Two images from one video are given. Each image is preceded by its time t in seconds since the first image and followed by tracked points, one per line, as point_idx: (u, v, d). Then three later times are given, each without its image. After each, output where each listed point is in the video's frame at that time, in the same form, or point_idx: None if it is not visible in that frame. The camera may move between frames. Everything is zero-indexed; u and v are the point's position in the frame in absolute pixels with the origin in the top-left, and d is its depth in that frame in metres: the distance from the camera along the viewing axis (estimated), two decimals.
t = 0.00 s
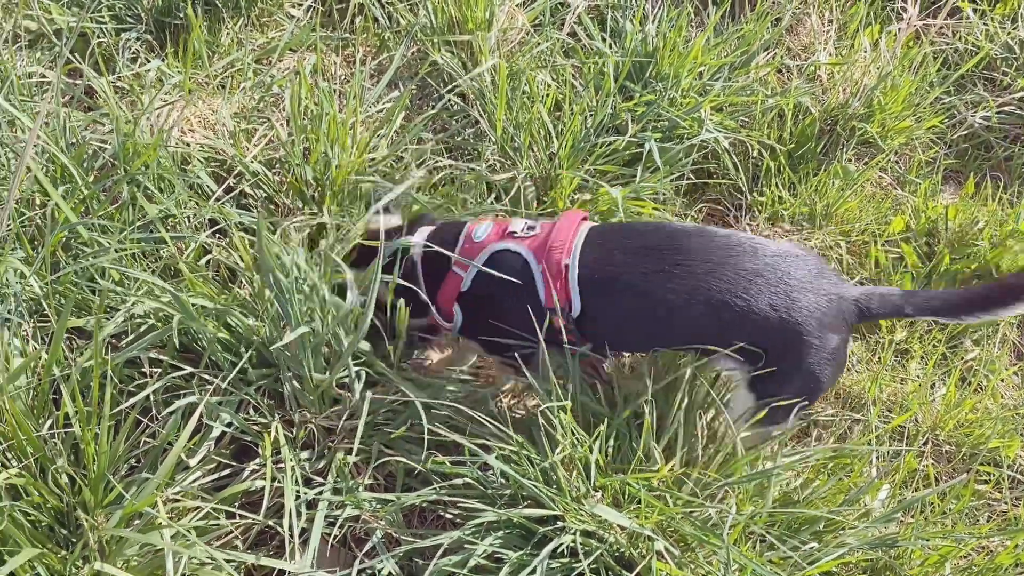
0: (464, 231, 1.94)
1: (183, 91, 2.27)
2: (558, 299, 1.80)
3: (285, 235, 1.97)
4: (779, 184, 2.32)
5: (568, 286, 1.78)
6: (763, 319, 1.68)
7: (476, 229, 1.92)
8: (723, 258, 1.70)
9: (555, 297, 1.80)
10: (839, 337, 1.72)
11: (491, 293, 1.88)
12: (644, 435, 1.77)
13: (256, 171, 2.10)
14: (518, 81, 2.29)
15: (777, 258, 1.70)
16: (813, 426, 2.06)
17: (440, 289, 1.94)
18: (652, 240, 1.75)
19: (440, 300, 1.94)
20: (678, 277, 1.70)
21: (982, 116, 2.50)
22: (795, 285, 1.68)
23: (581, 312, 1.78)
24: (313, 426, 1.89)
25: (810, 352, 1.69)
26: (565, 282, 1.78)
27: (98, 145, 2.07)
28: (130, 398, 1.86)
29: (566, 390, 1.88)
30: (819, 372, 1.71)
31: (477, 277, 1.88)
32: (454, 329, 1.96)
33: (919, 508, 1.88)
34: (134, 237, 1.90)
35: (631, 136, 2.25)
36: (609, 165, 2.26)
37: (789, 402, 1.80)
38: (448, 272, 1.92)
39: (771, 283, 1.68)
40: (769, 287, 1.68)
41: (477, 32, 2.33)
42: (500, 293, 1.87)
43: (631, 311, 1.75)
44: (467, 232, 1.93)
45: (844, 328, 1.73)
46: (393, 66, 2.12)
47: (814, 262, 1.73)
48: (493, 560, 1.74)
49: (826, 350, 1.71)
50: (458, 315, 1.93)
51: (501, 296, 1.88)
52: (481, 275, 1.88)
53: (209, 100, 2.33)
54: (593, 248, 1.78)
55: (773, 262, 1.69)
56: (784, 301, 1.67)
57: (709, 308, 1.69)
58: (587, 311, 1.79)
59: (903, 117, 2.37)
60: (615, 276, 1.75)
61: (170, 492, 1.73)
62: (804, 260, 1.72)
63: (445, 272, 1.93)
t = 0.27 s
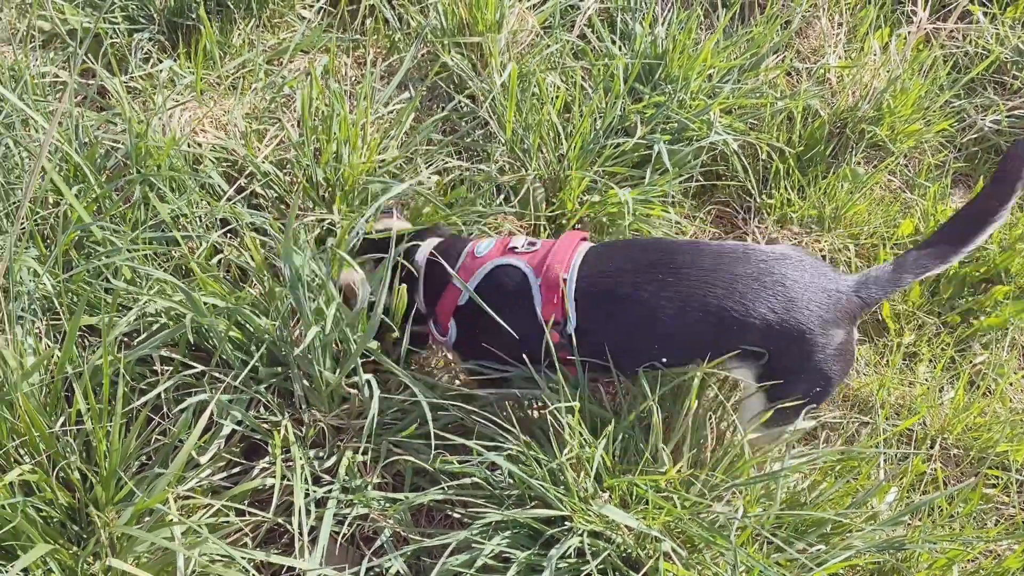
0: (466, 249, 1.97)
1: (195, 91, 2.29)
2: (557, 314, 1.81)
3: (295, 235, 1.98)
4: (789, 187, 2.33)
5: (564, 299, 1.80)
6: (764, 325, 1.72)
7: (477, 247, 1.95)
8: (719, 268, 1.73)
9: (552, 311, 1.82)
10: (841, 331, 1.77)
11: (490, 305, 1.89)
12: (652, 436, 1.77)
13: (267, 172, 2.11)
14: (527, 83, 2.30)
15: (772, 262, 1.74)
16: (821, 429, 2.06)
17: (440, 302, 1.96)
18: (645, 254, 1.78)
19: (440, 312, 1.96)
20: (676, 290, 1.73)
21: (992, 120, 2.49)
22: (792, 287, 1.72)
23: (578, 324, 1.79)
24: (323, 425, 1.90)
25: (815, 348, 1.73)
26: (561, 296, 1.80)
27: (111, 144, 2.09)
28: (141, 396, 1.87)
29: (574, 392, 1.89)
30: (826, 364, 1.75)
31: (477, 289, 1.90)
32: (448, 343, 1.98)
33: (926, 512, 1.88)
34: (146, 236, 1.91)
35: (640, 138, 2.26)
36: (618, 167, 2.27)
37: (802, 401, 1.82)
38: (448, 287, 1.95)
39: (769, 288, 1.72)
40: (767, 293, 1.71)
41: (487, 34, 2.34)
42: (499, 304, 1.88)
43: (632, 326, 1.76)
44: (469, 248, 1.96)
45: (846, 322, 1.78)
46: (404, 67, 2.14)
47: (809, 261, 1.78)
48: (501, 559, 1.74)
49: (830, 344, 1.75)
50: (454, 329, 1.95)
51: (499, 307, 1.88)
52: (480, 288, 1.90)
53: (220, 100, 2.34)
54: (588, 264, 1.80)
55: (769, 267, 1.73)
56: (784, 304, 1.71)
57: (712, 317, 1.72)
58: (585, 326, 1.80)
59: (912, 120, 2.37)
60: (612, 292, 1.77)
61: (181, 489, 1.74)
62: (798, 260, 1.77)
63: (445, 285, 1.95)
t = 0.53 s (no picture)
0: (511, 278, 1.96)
1: (204, 92, 2.29)
2: (614, 308, 1.73)
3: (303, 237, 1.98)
4: (797, 189, 2.31)
5: (618, 296, 1.72)
6: (798, 301, 1.55)
7: (522, 275, 1.95)
8: (756, 235, 1.57)
9: (610, 309, 1.74)
10: (871, 318, 1.61)
11: (554, 321, 1.84)
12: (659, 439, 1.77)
13: (275, 173, 2.12)
14: (535, 84, 2.30)
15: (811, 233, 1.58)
16: (828, 432, 2.05)
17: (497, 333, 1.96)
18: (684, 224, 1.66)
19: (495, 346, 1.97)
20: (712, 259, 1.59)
21: (1001, 123, 2.48)
22: (831, 263, 1.57)
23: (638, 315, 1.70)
24: (329, 426, 1.91)
25: (845, 331, 1.57)
26: (613, 290, 1.73)
27: (120, 145, 2.09)
28: (149, 396, 1.88)
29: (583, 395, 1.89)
30: (854, 352, 1.59)
31: (532, 312, 1.87)
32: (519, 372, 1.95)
33: (934, 516, 1.87)
34: (154, 237, 1.92)
35: (647, 140, 2.26)
36: (625, 169, 2.27)
37: (827, 390, 1.68)
38: (503, 316, 1.93)
39: (806, 258, 1.56)
40: (806, 263, 1.55)
41: (495, 36, 2.34)
42: (560, 319, 1.84)
43: (664, 303, 1.65)
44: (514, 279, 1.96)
45: (876, 315, 1.62)
46: (412, 69, 2.14)
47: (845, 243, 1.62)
48: (506, 561, 1.74)
49: (859, 331, 1.59)
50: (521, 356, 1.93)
51: (562, 325, 1.84)
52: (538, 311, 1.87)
53: (228, 101, 2.35)
54: (627, 250, 1.72)
55: (808, 237, 1.57)
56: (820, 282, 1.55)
57: (747, 289, 1.55)
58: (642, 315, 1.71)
59: (921, 124, 2.36)
60: (648, 268, 1.67)
61: (188, 489, 1.74)
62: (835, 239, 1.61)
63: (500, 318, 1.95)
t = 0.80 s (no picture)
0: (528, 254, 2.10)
1: (211, 92, 2.30)
2: (635, 276, 1.91)
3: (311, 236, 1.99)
4: (803, 190, 2.28)
5: (641, 264, 1.90)
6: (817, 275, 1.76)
7: (540, 248, 2.09)
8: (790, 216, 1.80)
9: (633, 276, 1.92)
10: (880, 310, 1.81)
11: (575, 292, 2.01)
12: (665, 439, 1.77)
13: (282, 172, 2.12)
14: (542, 84, 2.30)
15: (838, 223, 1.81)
16: (835, 433, 2.05)
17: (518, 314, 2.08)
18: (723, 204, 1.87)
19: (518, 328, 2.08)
20: (746, 233, 1.81)
21: (1010, 124, 2.47)
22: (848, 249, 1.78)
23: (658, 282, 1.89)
24: (336, 425, 1.91)
25: (856, 312, 1.76)
26: (636, 259, 1.91)
27: (128, 144, 2.10)
28: (157, 394, 1.88)
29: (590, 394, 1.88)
30: (863, 334, 1.77)
31: (554, 284, 2.02)
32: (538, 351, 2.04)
33: (941, 517, 1.87)
34: (162, 236, 1.92)
35: (654, 140, 2.26)
36: (632, 170, 2.28)
37: (834, 377, 1.82)
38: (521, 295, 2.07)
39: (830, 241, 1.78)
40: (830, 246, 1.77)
41: (502, 35, 2.34)
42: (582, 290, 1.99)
43: (696, 272, 1.86)
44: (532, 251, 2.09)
45: (888, 304, 1.82)
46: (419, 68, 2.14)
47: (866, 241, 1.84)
48: (513, 561, 1.74)
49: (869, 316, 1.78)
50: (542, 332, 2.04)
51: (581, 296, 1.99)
52: (559, 282, 2.02)
53: (236, 101, 2.35)
54: (658, 224, 1.92)
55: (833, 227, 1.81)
56: (838, 260, 1.76)
57: (774, 259, 1.77)
58: (665, 283, 1.90)
59: (929, 124, 2.35)
60: (683, 241, 1.87)
61: (195, 488, 1.75)
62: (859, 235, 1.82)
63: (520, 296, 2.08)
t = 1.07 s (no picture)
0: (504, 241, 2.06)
1: (214, 91, 2.29)
2: (593, 242, 1.86)
3: (313, 235, 1.99)
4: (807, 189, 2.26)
5: (596, 228, 1.84)
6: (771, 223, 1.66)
7: (513, 234, 2.05)
8: (737, 159, 1.69)
9: (591, 242, 1.86)
10: (842, 251, 1.69)
11: (542, 266, 1.96)
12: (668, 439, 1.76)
13: (285, 171, 2.12)
14: (544, 84, 2.30)
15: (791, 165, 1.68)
16: (838, 433, 2.04)
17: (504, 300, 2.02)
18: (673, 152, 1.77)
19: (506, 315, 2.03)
20: (690, 181, 1.71)
21: (1014, 123, 2.47)
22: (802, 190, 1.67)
23: (616, 245, 1.83)
24: (338, 424, 1.91)
25: (810, 257, 1.65)
26: (591, 224, 1.85)
27: (130, 143, 2.10)
28: (159, 393, 1.88)
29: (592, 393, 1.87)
30: (819, 280, 1.67)
31: (527, 263, 1.97)
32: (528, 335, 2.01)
33: (944, 517, 1.86)
34: (165, 235, 1.92)
35: (657, 139, 2.25)
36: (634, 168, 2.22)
37: (789, 321, 1.75)
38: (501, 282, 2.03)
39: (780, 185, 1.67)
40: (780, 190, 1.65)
41: (505, 35, 2.34)
42: (550, 264, 1.94)
43: (646, 228, 1.78)
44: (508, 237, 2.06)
45: (851, 249, 1.70)
46: (422, 67, 2.14)
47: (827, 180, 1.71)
48: (515, 560, 1.74)
49: (826, 259, 1.67)
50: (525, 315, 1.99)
51: (550, 270, 1.95)
52: (531, 260, 1.97)
53: (238, 100, 2.35)
54: (612, 184, 1.84)
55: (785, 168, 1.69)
56: (790, 205, 1.65)
57: (719, 206, 1.67)
58: (621, 246, 1.84)
59: (933, 123, 2.34)
60: (633, 196, 1.78)
61: (197, 486, 1.75)
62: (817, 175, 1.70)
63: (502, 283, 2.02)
